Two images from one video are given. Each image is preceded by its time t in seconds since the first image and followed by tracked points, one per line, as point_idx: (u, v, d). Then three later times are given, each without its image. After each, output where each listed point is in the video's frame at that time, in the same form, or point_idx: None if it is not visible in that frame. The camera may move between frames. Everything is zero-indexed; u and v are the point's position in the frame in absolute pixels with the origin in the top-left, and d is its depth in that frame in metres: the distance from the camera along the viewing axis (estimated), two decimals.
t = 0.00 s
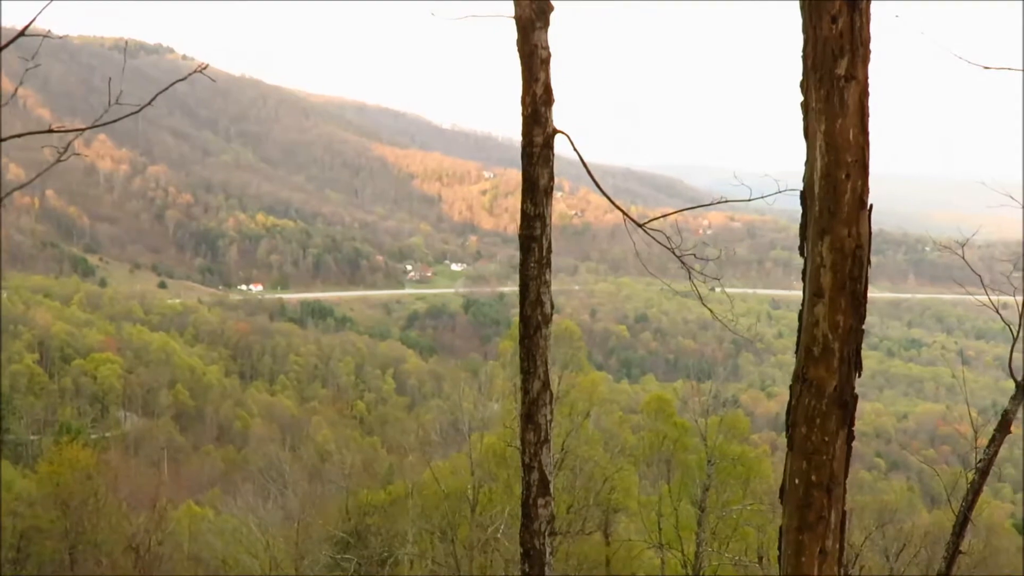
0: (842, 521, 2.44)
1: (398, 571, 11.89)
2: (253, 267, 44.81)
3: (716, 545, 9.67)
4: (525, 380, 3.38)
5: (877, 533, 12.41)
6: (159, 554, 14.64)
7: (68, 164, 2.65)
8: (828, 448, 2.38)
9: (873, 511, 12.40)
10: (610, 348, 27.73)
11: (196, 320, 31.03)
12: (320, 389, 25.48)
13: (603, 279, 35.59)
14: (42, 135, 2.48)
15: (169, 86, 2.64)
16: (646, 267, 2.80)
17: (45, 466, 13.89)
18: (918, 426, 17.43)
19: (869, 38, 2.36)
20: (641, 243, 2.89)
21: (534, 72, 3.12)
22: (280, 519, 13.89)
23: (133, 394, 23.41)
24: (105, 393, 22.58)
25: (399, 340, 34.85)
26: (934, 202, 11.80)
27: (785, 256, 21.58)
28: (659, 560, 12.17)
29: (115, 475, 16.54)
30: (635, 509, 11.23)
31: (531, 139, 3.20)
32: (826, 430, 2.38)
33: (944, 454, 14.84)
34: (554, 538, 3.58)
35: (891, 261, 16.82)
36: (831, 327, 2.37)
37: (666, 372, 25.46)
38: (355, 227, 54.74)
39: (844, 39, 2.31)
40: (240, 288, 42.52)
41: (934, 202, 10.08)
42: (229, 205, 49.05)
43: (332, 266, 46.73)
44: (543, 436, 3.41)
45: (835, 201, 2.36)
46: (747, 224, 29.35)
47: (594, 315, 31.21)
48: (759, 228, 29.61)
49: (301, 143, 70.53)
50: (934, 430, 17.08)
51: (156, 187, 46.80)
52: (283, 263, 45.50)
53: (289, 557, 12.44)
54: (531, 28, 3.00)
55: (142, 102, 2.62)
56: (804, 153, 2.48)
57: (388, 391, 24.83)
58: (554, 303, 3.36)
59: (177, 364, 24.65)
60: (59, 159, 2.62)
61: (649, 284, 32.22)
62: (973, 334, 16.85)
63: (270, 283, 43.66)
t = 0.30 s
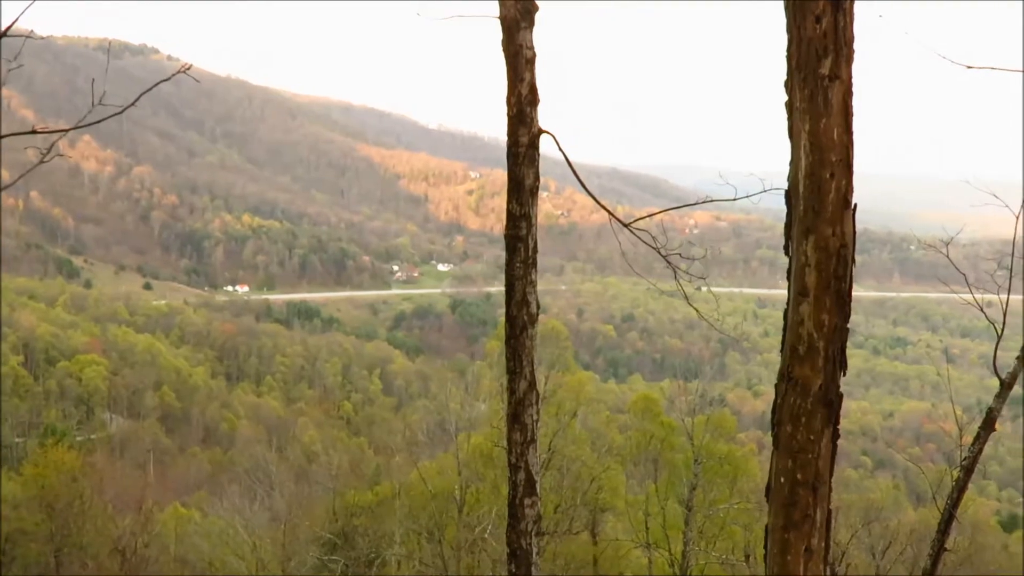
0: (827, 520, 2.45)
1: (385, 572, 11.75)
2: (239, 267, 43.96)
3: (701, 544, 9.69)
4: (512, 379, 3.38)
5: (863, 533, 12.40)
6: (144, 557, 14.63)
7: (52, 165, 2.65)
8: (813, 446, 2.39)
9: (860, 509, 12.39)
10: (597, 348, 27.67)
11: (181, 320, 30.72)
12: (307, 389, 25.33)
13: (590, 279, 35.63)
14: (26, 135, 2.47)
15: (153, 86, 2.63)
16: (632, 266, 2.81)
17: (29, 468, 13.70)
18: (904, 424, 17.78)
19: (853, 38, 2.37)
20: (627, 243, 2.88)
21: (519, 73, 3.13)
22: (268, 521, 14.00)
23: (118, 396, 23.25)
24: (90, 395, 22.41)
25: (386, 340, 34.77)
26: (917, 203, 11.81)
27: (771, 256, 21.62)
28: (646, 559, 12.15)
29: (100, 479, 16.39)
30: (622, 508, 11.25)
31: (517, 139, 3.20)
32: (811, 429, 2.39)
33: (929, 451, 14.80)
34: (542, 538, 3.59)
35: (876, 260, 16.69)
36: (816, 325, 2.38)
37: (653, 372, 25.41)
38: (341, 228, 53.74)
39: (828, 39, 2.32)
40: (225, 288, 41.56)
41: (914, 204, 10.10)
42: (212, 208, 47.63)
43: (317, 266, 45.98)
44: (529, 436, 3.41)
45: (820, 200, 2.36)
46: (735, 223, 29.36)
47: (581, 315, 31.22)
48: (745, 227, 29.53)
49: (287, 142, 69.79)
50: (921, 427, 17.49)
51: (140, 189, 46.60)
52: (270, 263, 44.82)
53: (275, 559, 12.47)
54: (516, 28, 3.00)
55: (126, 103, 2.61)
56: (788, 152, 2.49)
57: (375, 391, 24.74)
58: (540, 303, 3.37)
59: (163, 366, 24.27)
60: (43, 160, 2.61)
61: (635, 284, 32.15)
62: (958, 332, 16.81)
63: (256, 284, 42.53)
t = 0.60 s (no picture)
0: (803, 518, 2.46)
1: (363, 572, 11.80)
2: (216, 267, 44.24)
3: (678, 544, 9.74)
4: (489, 380, 3.38)
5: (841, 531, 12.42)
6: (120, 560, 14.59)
7: (25, 166, 2.63)
8: (789, 444, 2.40)
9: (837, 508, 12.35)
10: (573, 349, 27.71)
11: (157, 322, 30.41)
12: (284, 391, 25.08)
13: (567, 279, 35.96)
14: None
15: (127, 86, 2.62)
16: (608, 266, 2.81)
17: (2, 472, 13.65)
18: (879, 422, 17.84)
19: (826, 39, 2.38)
20: (603, 243, 2.88)
21: (496, 73, 3.13)
22: (245, 523, 13.96)
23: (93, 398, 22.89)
24: (65, 398, 22.05)
25: (363, 341, 34.65)
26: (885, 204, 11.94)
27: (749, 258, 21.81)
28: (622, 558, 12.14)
29: (75, 481, 16.25)
30: (600, 508, 11.24)
31: (493, 139, 3.19)
32: (787, 428, 2.40)
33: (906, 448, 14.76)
34: (519, 539, 3.58)
35: (846, 260, 16.69)
36: (791, 324, 2.39)
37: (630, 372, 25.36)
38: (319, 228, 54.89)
39: (802, 40, 2.32)
40: (201, 291, 41.31)
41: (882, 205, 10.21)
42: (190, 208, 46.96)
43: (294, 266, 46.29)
44: (506, 436, 3.41)
45: (795, 199, 2.37)
46: (711, 223, 29.59)
47: (558, 315, 31.41)
48: (719, 227, 29.62)
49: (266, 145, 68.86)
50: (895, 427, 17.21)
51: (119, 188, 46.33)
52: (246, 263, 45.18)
53: (252, 561, 12.52)
54: (492, 28, 3.00)
55: (100, 104, 2.60)
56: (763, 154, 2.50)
57: (352, 392, 24.73)
58: (517, 303, 3.37)
59: (138, 368, 24.22)
60: (15, 160, 2.59)
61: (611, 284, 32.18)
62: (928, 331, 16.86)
63: (232, 285, 42.97)
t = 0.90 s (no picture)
0: (782, 519, 2.46)
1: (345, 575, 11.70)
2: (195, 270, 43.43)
3: (660, 546, 9.73)
4: (469, 383, 3.37)
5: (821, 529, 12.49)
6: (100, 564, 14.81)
7: (1, 166, 2.60)
8: (769, 446, 2.41)
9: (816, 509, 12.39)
10: (556, 350, 27.67)
11: (136, 324, 30.01)
12: (264, 393, 24.69)
13: (547, 281, 36.22)
14: None
15: (106, 88, 2.61)
16: (590, 269, 2.81)
17: None
18: (859, 423, 17.96)
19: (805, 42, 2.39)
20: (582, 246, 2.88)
21: (476, 74, 3.13)
22: (227, 528, 13.92)
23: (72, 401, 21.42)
24: (44, 401, 20.54)
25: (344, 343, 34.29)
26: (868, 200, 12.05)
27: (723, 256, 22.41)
28: (604, 560, 12.14)
29: (53, 483, 15.96)
30: (581, 510, 11.23)
31: (474, 142, 3.21)
32: (766, 429, 2.40)
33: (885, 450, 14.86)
34: (500, 540, 3.59)
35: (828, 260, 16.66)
36: (771, 326, 2.39)
37: (612, 373, 25.32)
38: (298, 230, 54.83)
39: (780, 43, 2.33)
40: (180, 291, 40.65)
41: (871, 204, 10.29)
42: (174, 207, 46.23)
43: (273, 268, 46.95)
44: (487, 438, 3.40)
45: (774, 202, 2.38)
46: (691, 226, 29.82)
47: (540, 317, 31.58)
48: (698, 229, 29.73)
49: (249, 146, 68.04)
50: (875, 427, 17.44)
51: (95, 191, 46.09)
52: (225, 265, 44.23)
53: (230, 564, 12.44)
54: (472, 30, 3.01)
55: (78, 105, 2.58)
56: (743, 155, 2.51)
57: (332, 394, 24.68)
58: (498, 305, 3.37)
59: (116, 370, 23.50)
60: None
61: (591, 285, 32.35)
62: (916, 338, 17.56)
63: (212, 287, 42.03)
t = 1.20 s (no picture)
0: (764, 520, 2.46)
1: None
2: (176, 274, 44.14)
3: (642, 548, 9.64)
4: (452, 385, 3.37)
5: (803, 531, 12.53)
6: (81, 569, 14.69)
7: None
8: (750, 448, 2.41)
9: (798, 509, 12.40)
10: (538, 353, 27.60)
11: (116, 328, 29.75)
12: (246, 397, 24.67)
13: (529, 286, 36.40)
14: None
15: (85, 90, 2.57)
16: (573, 273, 2.80)
17: None
18: (840, 425, 18.06)
19: (787, 46, 2.39)
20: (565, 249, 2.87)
21: (458, 77, 3.13)
22: (206, 532, 13.66)
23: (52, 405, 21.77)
24: (23, 405, 20.42)
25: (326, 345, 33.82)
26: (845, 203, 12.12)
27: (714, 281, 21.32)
28: (586, 562, 12.12)
29: (33, 487, 15.84)
30: (564, 513, 11.24)
31: (455, 145, 3.20)
32: (748, 431, 2.41)
33: (866, 452, 14.99)
34: (482, 543, 3.59)
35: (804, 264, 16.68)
36: (752, 328, 2.39)
37: (595, 375, 25.26)
38: (279, 233, 55.50)
39: (762, 46, 2.34)
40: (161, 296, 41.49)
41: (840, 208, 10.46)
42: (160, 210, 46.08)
43: (255, 271, 46.21)
44: (469, 441, 3.40)
45: (755, 205, 2.38)
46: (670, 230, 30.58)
47: (522, 320, 31.83)
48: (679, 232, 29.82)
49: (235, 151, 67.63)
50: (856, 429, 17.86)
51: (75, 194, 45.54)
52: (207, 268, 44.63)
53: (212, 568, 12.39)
54: (454, 33, 3.00)
55: (59, 107, 2.55)
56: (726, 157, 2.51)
57: (314, 396, 24.63)
58: (479, 308, 3.37)
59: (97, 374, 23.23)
60: None
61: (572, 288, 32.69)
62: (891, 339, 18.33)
63: (194, 289, 42.78)
